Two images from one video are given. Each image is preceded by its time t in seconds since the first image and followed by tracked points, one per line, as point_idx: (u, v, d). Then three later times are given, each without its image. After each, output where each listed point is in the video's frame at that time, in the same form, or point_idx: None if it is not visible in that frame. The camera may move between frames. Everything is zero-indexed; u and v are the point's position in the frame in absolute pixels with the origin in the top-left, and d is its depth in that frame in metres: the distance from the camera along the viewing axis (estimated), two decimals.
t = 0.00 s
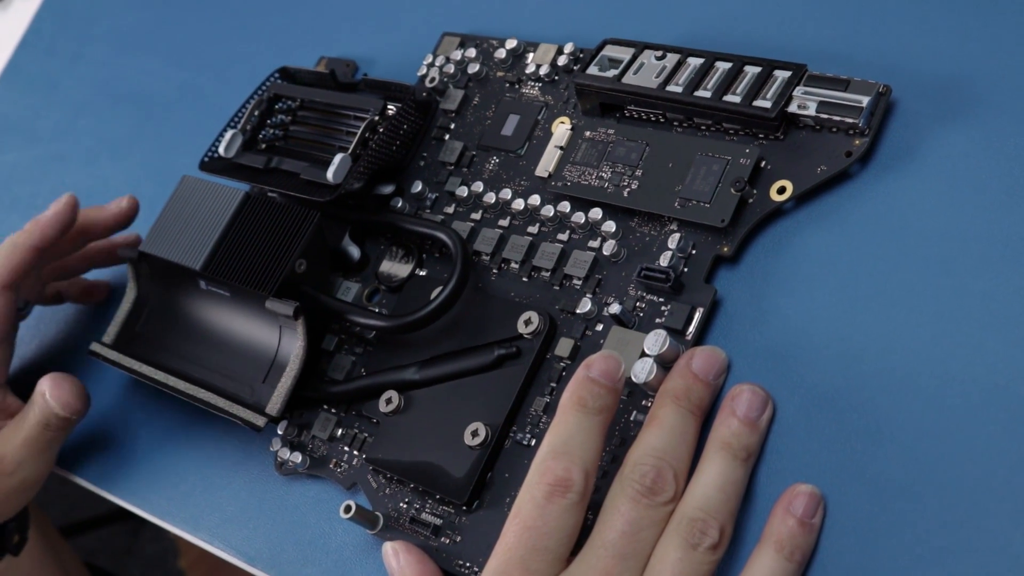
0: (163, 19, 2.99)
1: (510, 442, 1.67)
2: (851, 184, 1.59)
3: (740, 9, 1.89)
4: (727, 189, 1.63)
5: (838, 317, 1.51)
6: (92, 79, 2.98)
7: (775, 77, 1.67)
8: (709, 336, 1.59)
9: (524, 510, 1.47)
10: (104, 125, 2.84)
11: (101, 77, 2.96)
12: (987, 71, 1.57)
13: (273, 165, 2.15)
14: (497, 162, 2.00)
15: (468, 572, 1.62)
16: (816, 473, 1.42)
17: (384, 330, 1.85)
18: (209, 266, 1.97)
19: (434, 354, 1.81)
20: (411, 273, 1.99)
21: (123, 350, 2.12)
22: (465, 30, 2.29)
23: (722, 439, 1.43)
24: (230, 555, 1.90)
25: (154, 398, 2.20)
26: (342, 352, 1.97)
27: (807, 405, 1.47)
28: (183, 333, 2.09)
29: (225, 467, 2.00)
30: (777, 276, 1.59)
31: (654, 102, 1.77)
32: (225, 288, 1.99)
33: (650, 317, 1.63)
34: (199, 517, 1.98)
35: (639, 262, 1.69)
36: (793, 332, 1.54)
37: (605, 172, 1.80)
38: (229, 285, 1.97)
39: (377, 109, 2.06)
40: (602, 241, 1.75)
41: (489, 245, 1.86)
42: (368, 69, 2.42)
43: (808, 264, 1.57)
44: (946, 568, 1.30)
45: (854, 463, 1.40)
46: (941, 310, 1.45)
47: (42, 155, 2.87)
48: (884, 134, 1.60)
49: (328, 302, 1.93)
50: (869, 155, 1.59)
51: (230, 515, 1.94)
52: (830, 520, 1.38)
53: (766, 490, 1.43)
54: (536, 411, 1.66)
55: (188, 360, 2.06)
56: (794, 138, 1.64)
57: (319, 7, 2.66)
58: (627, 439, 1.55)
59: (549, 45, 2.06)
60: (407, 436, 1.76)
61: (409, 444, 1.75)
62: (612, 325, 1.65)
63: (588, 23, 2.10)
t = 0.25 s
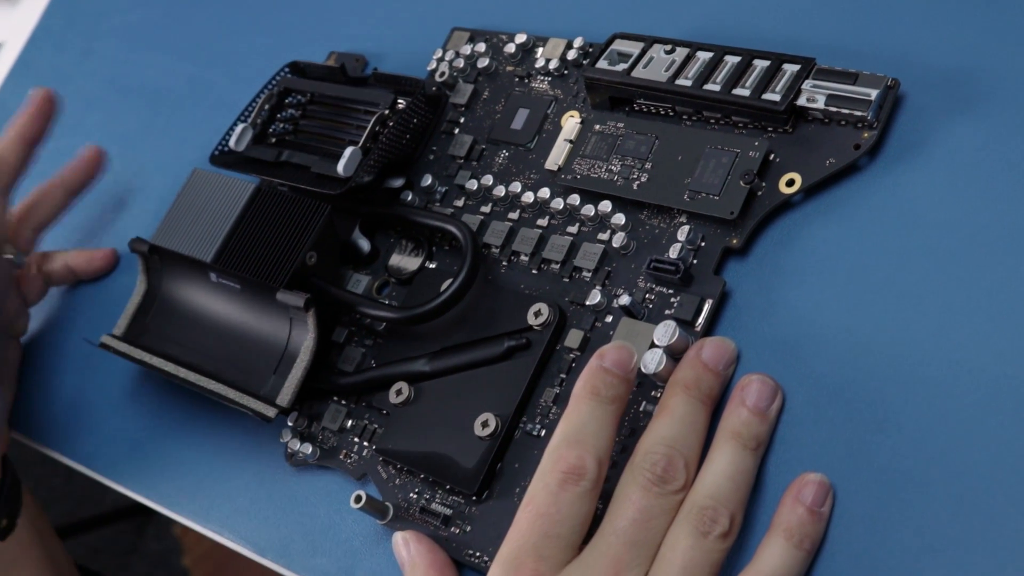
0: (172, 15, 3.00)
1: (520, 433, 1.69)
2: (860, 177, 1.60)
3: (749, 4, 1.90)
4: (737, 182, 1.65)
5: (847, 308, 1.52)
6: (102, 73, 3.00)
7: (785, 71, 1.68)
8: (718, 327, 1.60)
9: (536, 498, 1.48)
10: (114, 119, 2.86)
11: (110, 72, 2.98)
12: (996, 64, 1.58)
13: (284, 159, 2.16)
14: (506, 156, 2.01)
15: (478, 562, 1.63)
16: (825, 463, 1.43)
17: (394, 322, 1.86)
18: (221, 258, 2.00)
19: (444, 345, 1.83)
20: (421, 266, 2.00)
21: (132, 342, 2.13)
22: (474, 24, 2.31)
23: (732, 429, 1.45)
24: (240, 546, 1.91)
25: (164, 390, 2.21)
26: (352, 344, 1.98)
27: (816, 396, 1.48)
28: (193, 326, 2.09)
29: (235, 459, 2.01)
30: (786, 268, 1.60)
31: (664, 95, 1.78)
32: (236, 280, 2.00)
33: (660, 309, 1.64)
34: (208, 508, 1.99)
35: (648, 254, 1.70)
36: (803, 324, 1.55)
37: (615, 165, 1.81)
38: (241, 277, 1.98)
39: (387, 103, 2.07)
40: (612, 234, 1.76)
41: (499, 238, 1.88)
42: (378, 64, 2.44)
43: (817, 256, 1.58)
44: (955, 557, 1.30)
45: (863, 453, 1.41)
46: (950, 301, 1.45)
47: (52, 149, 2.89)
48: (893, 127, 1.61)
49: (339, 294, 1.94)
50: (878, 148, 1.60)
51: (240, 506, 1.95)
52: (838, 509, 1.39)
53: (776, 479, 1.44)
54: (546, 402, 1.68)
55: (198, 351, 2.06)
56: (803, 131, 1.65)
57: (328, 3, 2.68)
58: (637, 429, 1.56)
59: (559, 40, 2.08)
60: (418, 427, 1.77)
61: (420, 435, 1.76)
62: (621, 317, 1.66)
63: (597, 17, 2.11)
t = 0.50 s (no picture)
0: (183, 12, 3.02)
1: (533, 423, 1.70)
2: (870, 166, 1.61)
3: None
4: (748, 172, 1.66)
5: (859, 296, 1.53)
6: (112, 71, 3.02)
7: (795, 61, 1.69)
8: (730, 316, 1.61)
9: (553, 484, 1.50)
10: (125, 116, 2.88)
11: (121, 69, 3.00)
12: (1006, 53, 1.58)
13: (296, 152, 2.18)
14: (517, 148, 2.03)
15: (493, 550, 1.64)
16: (838, 450, 1.44)
17: (408, 313, 1.88)
18: (234, 250, 2.02)
19: (456, 336, 1.84)
20: (433, 258, 2.01)
21: (146, 335, 2.14)
22: (484, 19, 2.32)
23: (745, 416, 1.46)
24: (255, 537, 1.92)
25: (177, 383, 2.22)
26: (365, 336, 1.99)
27: (828, 383, 1.49)
28: (205, 319, 2.11)
29: (249, 451, 2.03)
30: (798, 256, 1.61)
31: (674, 87, 1.79)
32: (250, 272, 2.02)
33: (672, 298, 1.66)
34: (223, 499, 2.00)
35: (659, 244, 1.72)
36: (814, 312, 1.56)
37: (626, 157, 1.82)
38: (254, 270, 2.00)
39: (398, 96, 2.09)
40: (623, 225, 1.77)
41: (511, 230, 1.89)
42: (388, 59, 2.45)
43: (828, 244, 1.59)
44: (967, 541, 1.32)
45: (875, 439, 1.42)
46: (961, 288, 1.46)
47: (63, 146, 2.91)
48: (903, 116, 1.62)
49: (352, 286, 1.95)
50: (888, 137, 1.61)
51: (254, 497, 1.97)
52: (851, 496, 1.40)
53: (789, 466, 1.46)
54: (558, 391, 1.69)
55: (211, 344, 2.08)
56: (814, 121, 1.66)
57: None
58: (650, 417, 1.57)
59: (569, 33, 2.09)
60: (431, 417, 1.78)
61: (433, 425, 1.77)
62: (633, 306, 1.68)
63: (607, 11, 2.12)
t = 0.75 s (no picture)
0: (192, 26, 3.05)
1: (545, 429, 1.71)
2: (879, 170, 1.62)
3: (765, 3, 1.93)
4: (756, 177, 1.67)
5: (869, 299, 1.54)
6: (123, 85, 3.05)
7: (802, 67, 1.71)
8: (740, 320, 1.62)
9: (570, 488, 1.51)
10: (136, 129, 2.91)
11: (132, 83, 3.03)
12: (1012, 56, 1.59)
13: (307, 163, 2.20)
14: (526, 156, 2.04)
15: (507, 555, 1.65)
16: (850, 452, 1.45)
17: (419, 321, 1.89)
18: (247, 261, 2.03)
19: (468, 343, 1.85)
20: (444, 267, 2.03)
21: (161, 347, 2.16)
22: (492, 29, 2.34)
23: (757, 419, 1.47)
24: (270, 545, 1.94)
25: (191, 393, 2.24)
26: (377, 345, 2.00)
27: (839, 386, 1.50)
28: (219, 330, 2.13)
29: (263, 459, 2.04)
30: (807, 260, 1.62)
31: (682, 93, 1.81)
32: (263, 283, 2.03)
33: (682, 303, 1.67)
34: (237, 508, 2.02)
35: (669, 250, 1.73)
36: (824, 316, 1.56)
37: (635, 163, 1.84)
38: (266, 280, 2.02)
39: (408, 106, 2.11)
40: (633, 231, 1.79)
41: (521, 237, 1.90)
42: (397, 69, 2.47)
43: (837, 247, 1.60)
44: (981, 542, 1.32)
45: (887, 441, 1.43)
46: (972, 290, 1.47)
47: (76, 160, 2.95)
48: (910, 120, 1.63)
49: (364, 295, 1.96)
50: (896, 141, 1.62)
51: (269, 506, 1.98)
52: (864, 498, 1.41)
53: (801, 469, 1.46)
54: (570, 397, 1.70)
55: (225, 354, 2.09)
56: (821, 126, 1.67)
57: (346, 11, 2.72)
58: (662, 421, 1.58)
59: (577, 42, 2.11)
60: (444, 424, 1.79)
61: (446, 432, 1.78)
62: (644, 312, 1.69)
63: (614, 19, 2.14)
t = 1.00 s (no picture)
0: (189, 44, 3.07)
1: (546, 440, 1.71)
2: (874, 179, 1.63)
3: (759, 16, 1.95)
4: (753, 187, 1.68)
5: (867, 306, 1.55)
6: (121, 104, 3.06)
7: (797, 78, 1.72)
8: (738, 330, 1.63)
9: (573, 497, 1.51)
10: (134, 147, 2.92)
11: (129, 102, 3.05)
12: (1004, 66, 1.61)
13: (305, 179, 2.21)
14: (524, 170, 2.05)
15: (509, 566, 1.65)
16: (850, 459, 1.45)
17: (419, 334, 1.89)
18: (246, 276, 2.03)
19: (468, 356, 1.85)
20: (443, 280, 2.03)
21: (160, 363, 2.17)
22: (488, 44, 2.36)
23: (757, 427, 1.47)
24: (271, 559, 1.93)
25: (190, 408, 2.24)
26: (376, 358, 2.00)
27: (838, 393, 1.50)
28: (218, 346, 2.13)
29: (263, 474, 2.04)
30: (805, 269, 1.62)
31: (678, 106, 1.82)
32: (262, 297, 2.04)
33: (681, 314, 1.67)
34: (238, 523, 2.01)
35: (667, 261, 1.74)
36: (823, 324, 1.57)
37: (632, 175, 1.85)
38: (265, 294, 2.02)
39: (405, 121, 2.12)
40: (631, 242, 1.79)
41: (520, 250, 1.91)
42: (394, 85, 2.49)
43: (834, 256, 1.61)
44: (982, 547, 1.32)
45: (887, 448, 1.43)
46: (969, 297, 1.48)
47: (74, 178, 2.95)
48: (905, 130, 1.64)
49: (363, 309, 1.97)
50: (891, 151, 1.64)
51: (270, 520, 1.98)
52: (866, 506, 1.41)
53: (802, 476, 1.46)
54: (570, 408, 1.70)
55: (224, 369, 2.09)
56: (817, 136, 1.68)
57: (342, 27, 2.74)
58: (662, 431, 1.58)
59: (573, 56, 2.13)
60: (444, 436, 1.79)
61: (446, 444, 1.78)
62: (643, 322, 1.69)
63: (610, 34, 2.16)
